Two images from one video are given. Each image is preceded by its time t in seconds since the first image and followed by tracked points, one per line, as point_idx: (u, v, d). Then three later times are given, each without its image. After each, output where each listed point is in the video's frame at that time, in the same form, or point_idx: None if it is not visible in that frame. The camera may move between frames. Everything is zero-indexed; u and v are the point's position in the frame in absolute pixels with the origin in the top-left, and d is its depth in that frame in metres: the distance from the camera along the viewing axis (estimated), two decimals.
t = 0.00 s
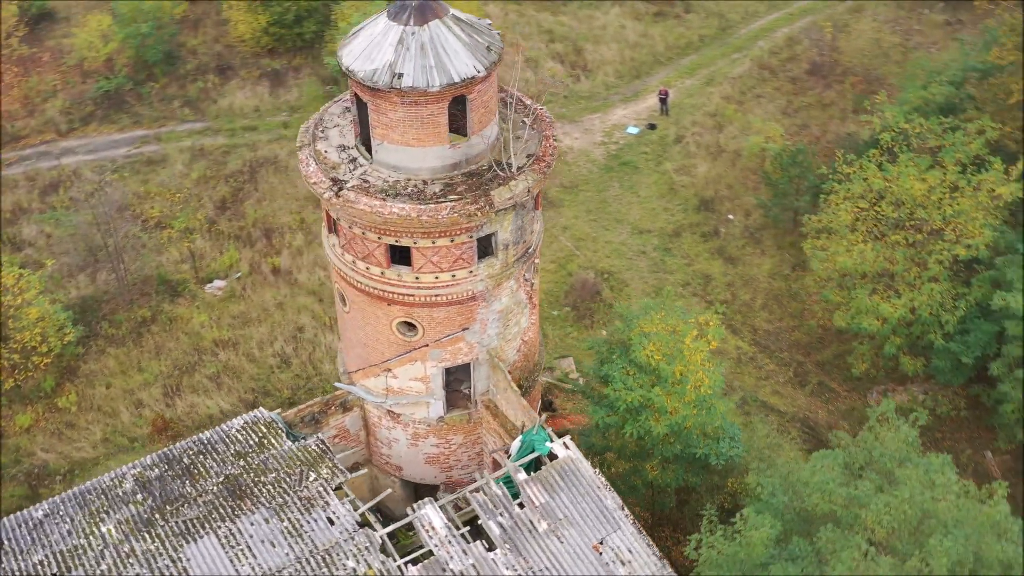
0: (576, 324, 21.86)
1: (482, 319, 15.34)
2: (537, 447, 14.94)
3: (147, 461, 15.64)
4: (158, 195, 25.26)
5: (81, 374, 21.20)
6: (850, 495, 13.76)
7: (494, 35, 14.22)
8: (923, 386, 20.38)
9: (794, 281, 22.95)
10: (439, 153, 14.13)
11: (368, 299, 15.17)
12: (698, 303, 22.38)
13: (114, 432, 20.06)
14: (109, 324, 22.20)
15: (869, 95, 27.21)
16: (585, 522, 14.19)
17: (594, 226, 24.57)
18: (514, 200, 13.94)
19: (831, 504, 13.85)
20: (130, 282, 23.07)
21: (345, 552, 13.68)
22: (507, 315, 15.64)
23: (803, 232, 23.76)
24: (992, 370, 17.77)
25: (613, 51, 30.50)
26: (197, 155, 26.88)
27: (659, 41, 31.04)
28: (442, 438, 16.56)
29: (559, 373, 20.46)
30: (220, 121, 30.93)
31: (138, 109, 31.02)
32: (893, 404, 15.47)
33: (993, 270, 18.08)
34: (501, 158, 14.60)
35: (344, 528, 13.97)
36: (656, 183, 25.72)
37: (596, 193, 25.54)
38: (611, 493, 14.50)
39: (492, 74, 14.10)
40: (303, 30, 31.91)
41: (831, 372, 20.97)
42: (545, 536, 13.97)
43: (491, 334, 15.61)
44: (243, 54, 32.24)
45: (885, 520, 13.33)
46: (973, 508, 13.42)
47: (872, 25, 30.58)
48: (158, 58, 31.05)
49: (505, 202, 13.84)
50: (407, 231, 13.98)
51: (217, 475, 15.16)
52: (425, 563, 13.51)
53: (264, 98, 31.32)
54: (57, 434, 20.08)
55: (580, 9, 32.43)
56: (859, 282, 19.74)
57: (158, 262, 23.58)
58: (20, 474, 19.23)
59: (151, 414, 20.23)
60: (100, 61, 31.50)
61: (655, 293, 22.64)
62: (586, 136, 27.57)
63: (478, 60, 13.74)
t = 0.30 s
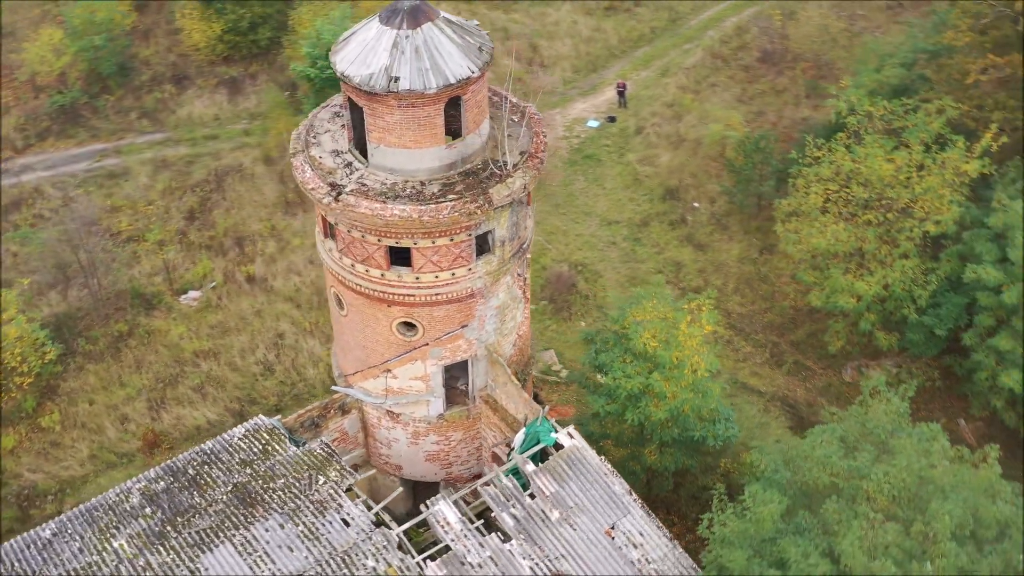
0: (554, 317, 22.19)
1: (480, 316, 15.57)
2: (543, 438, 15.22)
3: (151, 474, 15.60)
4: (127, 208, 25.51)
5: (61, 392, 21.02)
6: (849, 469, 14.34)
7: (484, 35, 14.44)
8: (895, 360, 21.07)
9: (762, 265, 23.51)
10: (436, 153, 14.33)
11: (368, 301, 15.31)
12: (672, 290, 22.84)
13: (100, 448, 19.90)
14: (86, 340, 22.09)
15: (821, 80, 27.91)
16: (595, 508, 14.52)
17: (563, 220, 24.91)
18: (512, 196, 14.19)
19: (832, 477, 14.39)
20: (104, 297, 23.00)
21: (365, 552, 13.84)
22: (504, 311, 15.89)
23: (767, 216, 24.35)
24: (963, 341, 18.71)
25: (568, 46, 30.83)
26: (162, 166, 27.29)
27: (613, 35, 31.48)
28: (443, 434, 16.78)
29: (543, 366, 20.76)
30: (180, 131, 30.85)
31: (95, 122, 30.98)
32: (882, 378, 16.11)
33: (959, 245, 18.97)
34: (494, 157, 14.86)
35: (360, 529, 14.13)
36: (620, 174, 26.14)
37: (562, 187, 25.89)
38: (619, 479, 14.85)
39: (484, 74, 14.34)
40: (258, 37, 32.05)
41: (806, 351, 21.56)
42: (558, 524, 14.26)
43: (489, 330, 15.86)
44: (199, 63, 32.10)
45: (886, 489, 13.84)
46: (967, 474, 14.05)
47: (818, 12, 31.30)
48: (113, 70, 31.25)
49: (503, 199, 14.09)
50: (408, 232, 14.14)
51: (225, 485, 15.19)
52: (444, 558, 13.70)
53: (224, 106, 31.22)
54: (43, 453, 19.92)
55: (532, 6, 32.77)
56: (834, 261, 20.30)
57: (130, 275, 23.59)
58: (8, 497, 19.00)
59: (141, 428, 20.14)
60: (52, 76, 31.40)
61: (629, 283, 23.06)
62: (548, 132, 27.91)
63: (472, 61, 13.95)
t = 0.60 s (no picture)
0: (527, 311, 22.47)
1: (474, 312, 15.82)
2: (542, 428, 15.54)
3: (152, 489, 15.54)
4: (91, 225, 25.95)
5: (38, 413, 20.97)
6: (845, 441, 14.88)
7: (468, 36, 14.68)
8: (861, 335, 21.75)
9: (725, 249, 24.08)
10: (428, 154, 14.54)
11: (362, 304, 15.43)
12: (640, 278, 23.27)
13: (84, 468, 19.74)
14: (59, 360, 22.19)
15: (767, 67, 28.60)
16: (600, 494, 14.87)
17: (528, 214, 25.19)
18: (504, 193, 14.47)
19: (826, 450, 14.92)
20: (74, 314, 23.15)
21: (379, 550, 14.01)
22: (495, 306, 16.16)
23: (727, 202, 24.96)
24: (930, 312, 19.58)
25: (517, 43, 31.13)
26: (119, 181, 27.68)
27: (561, 30, 31.86)
28: (438, 432, 16.99)
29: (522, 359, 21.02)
30: (135, 144, 31.10)
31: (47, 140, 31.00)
32: (867, 351, 16.79)
33: (920, 221, 20.00)
34: (482, 156, 15.16)
35: (372, 528, 14.29)
36: (579, 167, 26.51)
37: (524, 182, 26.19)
38: (620, 465, 15.24)
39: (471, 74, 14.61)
40: (207, 47, 32.35)
41: (775, 330, 22.13)
42: (566, 512, 14.57)
43: (482, 326, 16.12)
44: (147, 75, 32.57)
45: (879, 457, 14.39)
46: (953, 438, 14.67)
47: None
48: (62, 85, 31.66)
49: (497, 196, 14.35)
50: (403, 233, 14.30)
51: (230, 494, 15.21)
52: (458, 551, 13.89)
53: (177, 118, 31.64)
54: (26, 476, 19.73)
55: (478, 5, 33.10)
56: (800, 242, 20.85)
57: (98, 291, 23.71)
58: None
59: (129, 443, 20.02)
60: (1, 94, 31.65)
61: (598, 274, 23.46)
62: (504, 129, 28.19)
63: (460, 62, 14.19)
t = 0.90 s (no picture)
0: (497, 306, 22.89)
1: (463, 309, 16.08)
2: (538, 418, 15.89)
3: (152, 503, 15.49)
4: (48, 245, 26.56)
5: (12, 437, 21.56)
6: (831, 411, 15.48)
7: (446, 38, 14.91)
8: (823, 312, 22.56)
9: (684, 236, 24.77)
10: (414, 155, 14.76)
11: (353, 307, 15.55)
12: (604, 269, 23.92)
13: (66, 489, 20.38)
14: (28, 381, 22.78)
15: (708, 57, 29.53)
16: (599, 479, 15.27)
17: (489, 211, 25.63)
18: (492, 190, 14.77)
19: (814, 423, 15.47)
20: (41, 335, 23.66)
21: (390, 548, 14.18)
22: (482, 302, 16.45)
23: (682, 188, 26.00)
24: (892, 285, 20.38)
25: (463, 43, 31.54)
26: (73, 200, 28.24)
27: (505, 29, 32.40)
28: (430, 430, 17.27)
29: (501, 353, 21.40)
30: (85, 161, 31.40)
31: None
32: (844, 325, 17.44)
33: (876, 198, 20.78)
34: (466, 154, 15.48)
35: (381, 528, 14.49)
36: (535, 162, 27.06)
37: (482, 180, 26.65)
38: (615, 450, 15.65)
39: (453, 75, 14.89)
40: (152, 59, 32.45)
41: (740, 312, 22.86)
42: (568, 498, 14.90)
43: (470, 322, 16.39)
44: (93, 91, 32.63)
45: (867, 427, 14.91)
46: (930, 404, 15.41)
47: None
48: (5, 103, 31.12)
49: (485, 193, 14.63)
50: (395, 235, 14.46)
51: (232, 503, 15.26)
52: (468, 544, 14.13)
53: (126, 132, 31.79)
54: (8, 501, 20.23)
55: (421, 7, 33.54)
56: (762, 224, 21.52)
57: (64, 311, 24.55)
58: None
59: (116, 461, 20.59)
60: None
61: (564, 265, 24.05)
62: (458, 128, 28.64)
63: (442, 64, 14.43)
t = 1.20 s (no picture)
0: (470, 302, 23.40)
1: (452, 305, 16.35)
2: (532, 407, 16.26)
3: (155, 516, 15.47)
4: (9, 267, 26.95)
5: None
6: (816, 385, 16.07)
7: (425, 39, 15.14)
8: (786, 291, 23.34)
9: (644, 224, 25.44)
10: (401, 156, 14.99)
11: (344, 309, 15.68)
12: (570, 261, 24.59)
13: (50, 510, 20.27)
14: (0, 405, 23.08)
15: (652, 48, 30.59)
16: (597, 463, 15.68)
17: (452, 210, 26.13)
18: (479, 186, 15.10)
19: (800, 395, 16.13)
20: (11, 358, 24.04)
21: (401, 543, 14.35)
22: (469, 297, 16.74)
23: (637, 178, 26.81)
24: (854, 261, 21.28)
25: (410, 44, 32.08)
26: (29, 220, 28.74)
27: (450, 29, 33.04)
28: (422, 426, 17.59)
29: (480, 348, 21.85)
30: (36, 178, 31.29)
31: None
32: (820, 300, 18.25)
33: (833, 177, 21.72)
34: (449, 154, 15.81)
35: (390, 524, 14.67)
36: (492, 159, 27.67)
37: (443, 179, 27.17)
38: (610, 434, 16.08)
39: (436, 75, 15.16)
40: (98, 74, 32.73)
41: (706, 295, 23.66)
42: (570, 484, 15.27)
43: (459, 317, 16.66)
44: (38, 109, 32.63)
45: (851, 397, 15.53)
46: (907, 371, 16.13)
47: None
48: None
49: (473, 190, 14.95)
50: (387, 235, 14.63)
51: (237, 510, 15.32)
52: (477, 534, 14.38)
53: (76, 149, 32.09)
54: None
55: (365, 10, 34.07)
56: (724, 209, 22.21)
57: (30, 332, 24.80)
58: None
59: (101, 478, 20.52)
60: None
61: (531, 259, 24.70)
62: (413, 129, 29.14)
63: (425, 64, 14.66)
